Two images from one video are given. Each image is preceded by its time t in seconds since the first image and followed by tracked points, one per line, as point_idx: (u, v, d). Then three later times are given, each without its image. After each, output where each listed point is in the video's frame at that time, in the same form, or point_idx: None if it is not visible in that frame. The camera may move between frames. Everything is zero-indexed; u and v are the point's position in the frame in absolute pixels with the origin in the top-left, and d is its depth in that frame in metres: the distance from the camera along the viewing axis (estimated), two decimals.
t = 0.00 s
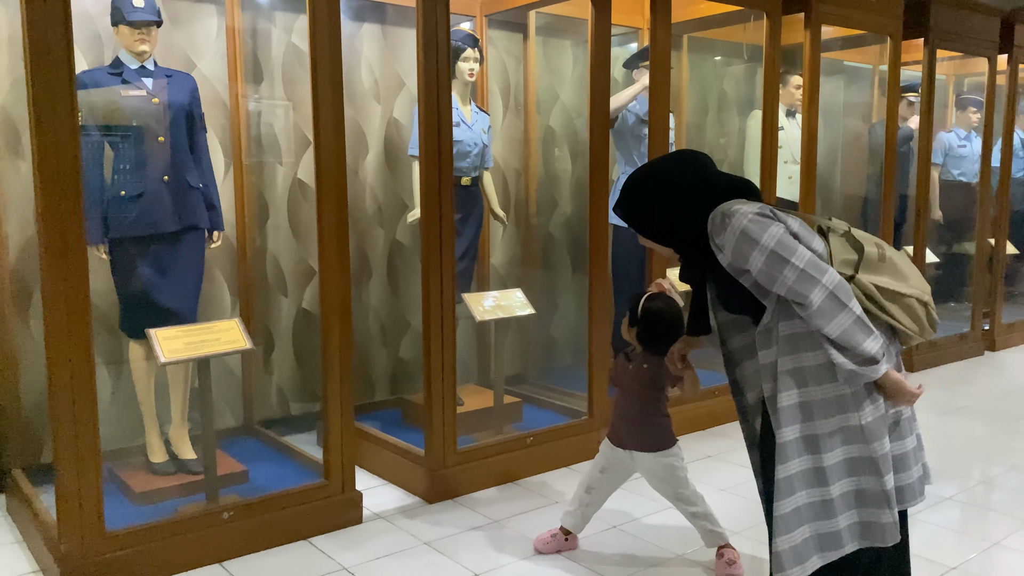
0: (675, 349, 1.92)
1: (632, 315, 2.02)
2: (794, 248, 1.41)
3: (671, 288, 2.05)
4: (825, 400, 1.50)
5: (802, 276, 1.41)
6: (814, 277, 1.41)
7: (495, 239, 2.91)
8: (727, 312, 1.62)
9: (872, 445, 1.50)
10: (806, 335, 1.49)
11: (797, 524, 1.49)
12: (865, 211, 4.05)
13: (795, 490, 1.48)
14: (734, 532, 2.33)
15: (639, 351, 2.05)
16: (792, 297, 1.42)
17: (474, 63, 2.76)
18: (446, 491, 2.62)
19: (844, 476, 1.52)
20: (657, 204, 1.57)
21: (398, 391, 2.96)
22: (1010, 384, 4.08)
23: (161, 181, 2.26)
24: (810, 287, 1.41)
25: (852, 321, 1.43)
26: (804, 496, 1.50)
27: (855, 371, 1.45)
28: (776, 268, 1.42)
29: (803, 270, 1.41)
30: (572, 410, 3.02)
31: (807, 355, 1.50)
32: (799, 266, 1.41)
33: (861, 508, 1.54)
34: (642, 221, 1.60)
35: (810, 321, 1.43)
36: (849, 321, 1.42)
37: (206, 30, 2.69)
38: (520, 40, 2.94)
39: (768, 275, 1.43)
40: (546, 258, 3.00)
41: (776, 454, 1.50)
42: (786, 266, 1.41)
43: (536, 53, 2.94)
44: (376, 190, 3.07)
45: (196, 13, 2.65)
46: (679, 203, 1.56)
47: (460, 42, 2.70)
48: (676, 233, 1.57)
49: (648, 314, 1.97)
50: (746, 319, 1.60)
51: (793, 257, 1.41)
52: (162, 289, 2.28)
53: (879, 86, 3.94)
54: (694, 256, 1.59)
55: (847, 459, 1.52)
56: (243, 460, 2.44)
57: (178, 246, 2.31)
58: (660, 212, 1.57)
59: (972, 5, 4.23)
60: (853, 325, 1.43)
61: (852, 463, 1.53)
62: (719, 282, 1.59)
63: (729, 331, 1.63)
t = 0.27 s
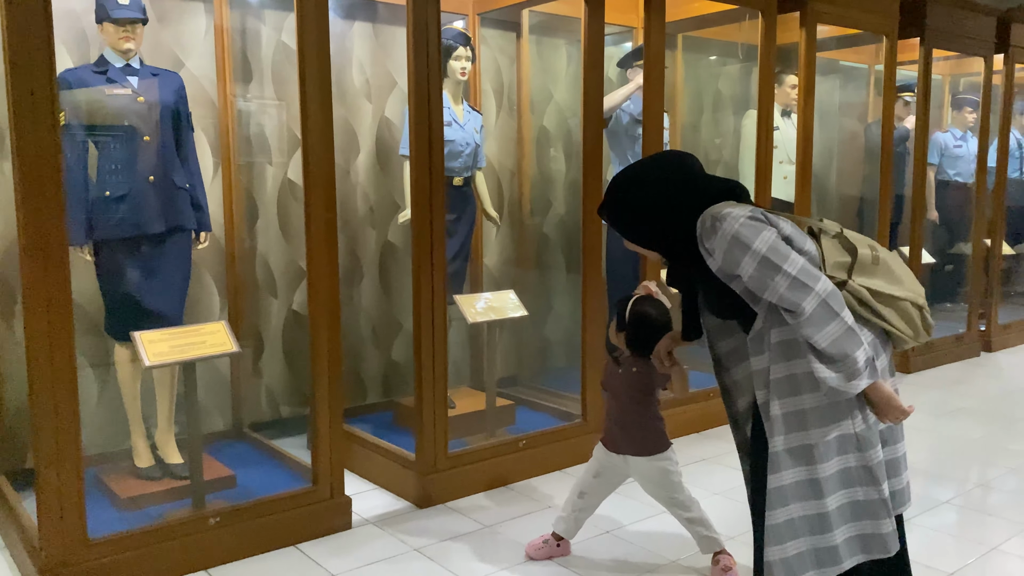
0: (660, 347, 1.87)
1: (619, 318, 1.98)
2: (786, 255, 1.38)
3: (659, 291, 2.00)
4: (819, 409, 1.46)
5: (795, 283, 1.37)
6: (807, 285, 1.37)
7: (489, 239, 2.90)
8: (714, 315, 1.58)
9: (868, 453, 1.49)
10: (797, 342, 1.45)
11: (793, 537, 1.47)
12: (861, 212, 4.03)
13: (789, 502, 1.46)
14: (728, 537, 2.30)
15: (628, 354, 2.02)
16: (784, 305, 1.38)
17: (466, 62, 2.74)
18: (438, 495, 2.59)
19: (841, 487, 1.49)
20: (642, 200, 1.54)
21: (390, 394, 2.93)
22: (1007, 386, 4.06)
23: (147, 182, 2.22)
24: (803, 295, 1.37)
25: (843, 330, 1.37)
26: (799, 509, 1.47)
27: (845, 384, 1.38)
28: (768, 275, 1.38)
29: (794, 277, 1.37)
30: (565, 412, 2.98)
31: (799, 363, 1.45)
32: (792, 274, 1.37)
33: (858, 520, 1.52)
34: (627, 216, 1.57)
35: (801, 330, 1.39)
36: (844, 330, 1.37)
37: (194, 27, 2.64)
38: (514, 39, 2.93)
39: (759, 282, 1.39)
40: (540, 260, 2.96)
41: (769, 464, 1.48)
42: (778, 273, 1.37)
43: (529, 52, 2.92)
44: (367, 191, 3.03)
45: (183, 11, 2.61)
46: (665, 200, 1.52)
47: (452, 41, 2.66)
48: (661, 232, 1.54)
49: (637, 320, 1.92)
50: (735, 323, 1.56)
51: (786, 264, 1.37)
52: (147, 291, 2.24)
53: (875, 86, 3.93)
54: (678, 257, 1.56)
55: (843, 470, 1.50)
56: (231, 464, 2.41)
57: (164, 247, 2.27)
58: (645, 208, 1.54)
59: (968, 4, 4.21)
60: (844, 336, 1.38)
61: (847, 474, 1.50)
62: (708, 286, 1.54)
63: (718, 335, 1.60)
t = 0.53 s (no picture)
0: (642, 349, 1.80)
1: (596, 324, 1.96)
2: (768, 260, 1.35)
3: (629, 290, 2.00)
4: (805, 418, 1.43)
5: (778, 289, 1.34)
6: (790, 290, 1.34)
7: (476, 242, 2.86)
8: (697, 323, 1.54)
9: (856, 462, 1.47)
10: (782, 349, 1.42)
11: (782, 551, 1.43)
12: (852, 213, 4.01)
13: (777, 516, 1.43)
14: (717, 545, 2.26)
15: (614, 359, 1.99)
16: (767, 311, 1.35)
17: (453, 61, 2.70)
18: (422, 502, 2.54)
19: (830, 499, 1.46)
20: (627, 200, 1.49)
21: (375, 398, 2.89)
22: (998, 389, 4.04)
23: (123, 183, 2.17)
24: (787, 301, 1.34)
25: (828, 337, 1.34)
26: (787, 523, 1.44)
27: (831, 392, 1.36)
28: (750, 280, 1.35)
29: (777, 283, 1.34)
30: (553, 416, 2.94)
31: (784, 371, 1.43)
32: (774, 279, 1.34)
33: (848, 533, 1.49)
34: (608, 215, 1.51)
35: (785, 337, 1.36)
36: (829, 337, 1.35)
37: (174, 25, 2.59)
38: (501, 38, 2.89)
39: (741, 288, 1.36)
40: (528, 261, 2.93)
41: (755, 476, 1.45)
42: (760, 278, 1.34)
43: (517, 51, 2.88)
44: (352, 193, 2.98)
45: (162, 9, 2.56)
46: (650, 202, 1.48)
47: (438, 39, 2.62)
48: (641, 233, 1.49)
49: (609, 324, 1.92)
50: (718, 328, 1.51)
51: (767, 269, 1.34)
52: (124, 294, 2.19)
53: (866, 87, 3.90)
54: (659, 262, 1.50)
55: (830, 481, 1.47)
56: (209, 470, 2.36)
57: (141, 249, 2.22)
58: (629, 208, 1.49)
59: (958, 6, 4.20)
60: (829, 342, 1.35)
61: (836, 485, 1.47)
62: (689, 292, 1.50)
63: (699, 342, 1.55)
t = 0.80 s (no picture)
0: (624, 345, 1.86)
1: (585, 324, 1.92)
2: (752, 263, 1.31)
3: (623, 293, 1.95)
4: (786, 422, 1.40)
5: (762, 292, 1.30)
6: (774, 294, 1.31)
7: (460, 244, 2.84)
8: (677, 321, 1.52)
9: (839, 467, 1.43)
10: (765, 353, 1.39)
11: (764, 559, 1.39)
12: (837, 216, 4.00)
13: (758, 523, 1.39)
14: (703, 552, 2.23)
15: (597, 363, 1.96)
16: (750, 313, 1.31)
17: (436, 61, 2.64)
18: (404, 510, 2.50)
19: (814, 506, 1.43)
20: (614, 197, 1.45)
21: (356, 403, 2.84)
22: (982, 392, 4.04)
23: (95, 183, 2.11)
24: (770, 304, 1.31)
25: (811, 342, 1.32)
26: (769, 529, 1.40)
27: (814, 397, 1.33)
28: (733, 282, 1.31)
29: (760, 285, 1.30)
30: (538, 421, 2.90)
31: (766, 374, 1.40)
32: (758, 282, 1.30)
33: (830, 540, 1.46)
34: (594, 209, 1.48)
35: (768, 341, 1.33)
36: (812, 343, 1.32)
37: (151, 22, 2.52)
38: (485, 38, 2.87)
39: (725, 288, 1.32)
40: (512, 263, 2.91)
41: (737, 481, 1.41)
42: (744, 280, 1.31)
43: (501, 51, 2.86)
44: (334, 194, 2.96)
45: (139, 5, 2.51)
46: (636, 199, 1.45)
47: (420, 38, 2.59)
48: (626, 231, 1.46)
49: (601, 325, 1.88)
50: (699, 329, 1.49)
51: (751, 272, 1.31)
52: (97, 297, 2.14)
53: (851, 90, 3.90)
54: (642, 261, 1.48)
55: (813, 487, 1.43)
56: (186, 477, 2.31)
57: (114, 250, 2.17)
58: (614, 200, 1.45)
59: (943, 9, 4.20)
60: (812, 347, 1.32)
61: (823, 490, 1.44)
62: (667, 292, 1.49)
63: (679, 342, 1.54)
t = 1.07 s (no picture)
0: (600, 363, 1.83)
1: (575, 329, 1.86)
2: (761, 242, 1.30)
3: (614, 299, 1.93)
4: (755, 416, 1.38)
5: (764, 272, 1.30)
6: (775, 277, 1.30)
7: (442, 246, 2.81)
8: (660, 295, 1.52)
9: (799, 473, 1.37)
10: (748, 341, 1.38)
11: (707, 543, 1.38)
12: (820, 218, 4.01)
13: (705, 507, 1.39)
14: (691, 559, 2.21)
15: (585, 369, 1.91)
16: (745, 290, 1.30)
17: (418, 59, 2.60)
18: (388, 517, 2.45)
19: (768, 504, 1.39)
20: (646, 149, 1.44)
21: (338, 408, 2.79)
22: (964, 394, 4.06)
23: (66, 183, 2.04)
24: (768, 287, 1.30)
25: (799, 334, 1.31)
26: (718, 515, 1.39)
27: (790, 391, 1.31)
28: (737, 255, 1.30)
29: (763, 264, 1.30)
30: (522, 426, 2.86)
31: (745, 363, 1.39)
32: (763, 261, 1.30)
33: (783, 545, 1.40)
34: (623, 153, 1.47)
35: (755, 325, 1.32)
36: (800, 336, 1.31)
37: (125, 19, 2.47)
38: (468, 37, 2.83)
39: (726, 260, 1.31)
40: (496, 266, 2.87)
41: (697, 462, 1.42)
42: (749, 255, 1.30)
43: (483, 51, 2.82)
44: (314, 194, 2.90)
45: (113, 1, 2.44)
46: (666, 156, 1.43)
47: (402, 36, 2.54)
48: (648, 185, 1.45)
49: (592, 332, 1.82)
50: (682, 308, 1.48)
51: (759, 249, 1.30)
52: (69, 301, 2.07)
53: (832, 92, 3.91)
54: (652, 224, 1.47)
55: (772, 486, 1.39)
56: (162, 486, 2.25)
57: (87, 253, 2.09)
58: (644, 151, 1.44)
59: (924, 12, 4.22)
60: (798, 340, 1.31)
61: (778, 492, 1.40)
62: (661, 262, 1.48)
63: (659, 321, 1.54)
